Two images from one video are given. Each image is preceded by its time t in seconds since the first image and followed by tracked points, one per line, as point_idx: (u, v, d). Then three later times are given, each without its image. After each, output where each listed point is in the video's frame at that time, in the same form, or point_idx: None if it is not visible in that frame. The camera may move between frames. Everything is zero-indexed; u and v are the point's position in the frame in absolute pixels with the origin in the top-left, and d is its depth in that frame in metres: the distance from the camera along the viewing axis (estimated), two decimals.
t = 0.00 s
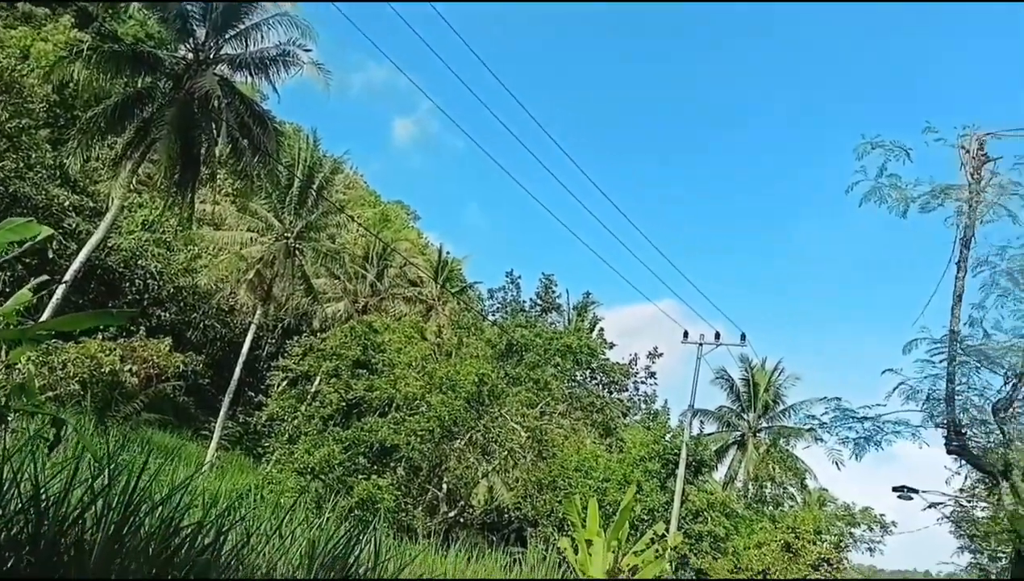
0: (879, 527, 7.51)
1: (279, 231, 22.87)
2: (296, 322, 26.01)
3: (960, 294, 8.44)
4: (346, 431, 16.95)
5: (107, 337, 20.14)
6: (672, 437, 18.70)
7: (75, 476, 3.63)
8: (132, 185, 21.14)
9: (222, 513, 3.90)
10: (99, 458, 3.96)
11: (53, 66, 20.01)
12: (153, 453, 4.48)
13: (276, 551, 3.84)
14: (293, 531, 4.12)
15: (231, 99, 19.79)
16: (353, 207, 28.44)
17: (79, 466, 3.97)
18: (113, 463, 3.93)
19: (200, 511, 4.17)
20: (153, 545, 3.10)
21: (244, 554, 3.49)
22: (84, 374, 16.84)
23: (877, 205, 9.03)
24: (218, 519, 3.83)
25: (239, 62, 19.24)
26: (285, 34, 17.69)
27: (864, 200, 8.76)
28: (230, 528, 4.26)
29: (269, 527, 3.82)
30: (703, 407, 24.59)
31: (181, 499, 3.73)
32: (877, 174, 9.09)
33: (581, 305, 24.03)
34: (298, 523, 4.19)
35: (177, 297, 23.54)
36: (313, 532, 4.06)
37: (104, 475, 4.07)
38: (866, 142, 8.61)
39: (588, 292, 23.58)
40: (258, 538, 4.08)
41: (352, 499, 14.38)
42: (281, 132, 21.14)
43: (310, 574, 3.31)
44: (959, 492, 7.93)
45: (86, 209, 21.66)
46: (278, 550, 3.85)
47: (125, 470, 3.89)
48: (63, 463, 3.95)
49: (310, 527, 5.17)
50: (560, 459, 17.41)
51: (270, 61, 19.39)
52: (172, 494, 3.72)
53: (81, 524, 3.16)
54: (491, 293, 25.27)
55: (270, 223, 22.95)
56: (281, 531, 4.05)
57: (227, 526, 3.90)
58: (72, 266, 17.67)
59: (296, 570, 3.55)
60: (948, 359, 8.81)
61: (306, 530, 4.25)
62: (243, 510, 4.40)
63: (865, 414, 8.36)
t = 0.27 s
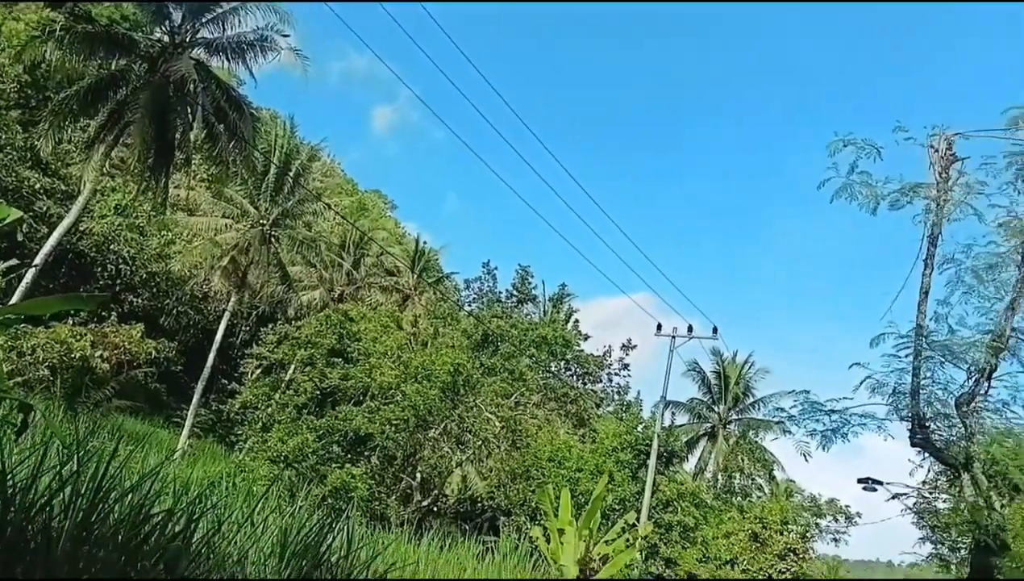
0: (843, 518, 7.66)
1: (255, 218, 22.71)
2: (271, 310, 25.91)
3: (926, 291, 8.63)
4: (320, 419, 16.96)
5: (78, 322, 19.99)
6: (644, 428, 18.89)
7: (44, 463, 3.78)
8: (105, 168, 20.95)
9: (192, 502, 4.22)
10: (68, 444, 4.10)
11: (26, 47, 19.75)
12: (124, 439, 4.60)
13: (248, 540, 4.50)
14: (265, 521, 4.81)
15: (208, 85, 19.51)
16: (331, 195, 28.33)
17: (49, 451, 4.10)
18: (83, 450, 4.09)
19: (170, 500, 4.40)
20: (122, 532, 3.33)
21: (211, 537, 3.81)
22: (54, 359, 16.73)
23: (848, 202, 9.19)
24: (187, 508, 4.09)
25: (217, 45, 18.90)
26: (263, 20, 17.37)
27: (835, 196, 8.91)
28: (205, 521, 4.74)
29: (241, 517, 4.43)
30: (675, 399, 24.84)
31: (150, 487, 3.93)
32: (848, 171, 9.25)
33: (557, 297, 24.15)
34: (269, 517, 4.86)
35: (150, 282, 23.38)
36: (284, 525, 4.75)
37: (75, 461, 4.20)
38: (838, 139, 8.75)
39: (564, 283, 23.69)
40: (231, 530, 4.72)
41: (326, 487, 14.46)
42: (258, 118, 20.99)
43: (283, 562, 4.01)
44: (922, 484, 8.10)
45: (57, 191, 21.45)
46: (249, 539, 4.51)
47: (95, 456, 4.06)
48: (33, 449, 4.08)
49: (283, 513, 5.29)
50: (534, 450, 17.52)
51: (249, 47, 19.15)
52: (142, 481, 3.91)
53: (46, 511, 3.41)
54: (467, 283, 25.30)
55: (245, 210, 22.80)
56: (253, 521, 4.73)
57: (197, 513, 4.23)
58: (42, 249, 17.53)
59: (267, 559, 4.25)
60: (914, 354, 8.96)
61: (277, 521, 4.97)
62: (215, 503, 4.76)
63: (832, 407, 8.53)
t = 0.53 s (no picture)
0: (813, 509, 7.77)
1: (231, 204, 22.53)
2: (246, 297, 25.75)
3: (896, 286, 8.76)
4: (294, 408, 16.91)
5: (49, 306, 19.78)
6: (618, 419, 19.01)
7: (13, 446, 3.79)
8: (78, 152, 20.71)
9: (165, 489, 4.29)
10: (35, 430, 4.11)
11: None
12: (93, 425, 4.62)
13: (221, 527, 4.72)
14: (237, 509, 4.99)
15: (185, 70, 19.18)
16: (308, 182, 28.13)
17: (16, 437, 4.09)
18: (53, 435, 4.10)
19: (143, 487, 4.45)
20: (92, 518, 3.42)
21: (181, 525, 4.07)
22: (25, 344, 16.56)
23: (822, 196, 9.29)
24: (161, 495, 4.18)
25: (194, 29, 18.69)
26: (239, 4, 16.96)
27: (809, 191, 9.02)
28: (178, 509, 4.82)
29: (216, 506, 4.65)
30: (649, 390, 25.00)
31: (121, 472, 3.96)
32: (822, 166, 9.36)
33: (534, 287, 24.18)
34: (241, 503, 5.07)
35: (123, 268, 23.18)
36: (256, 512, 4.96)
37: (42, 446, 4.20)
38: (813, 134, 8.85)
39: (542, 275, 23.73)
40: (204, 515, 4.90)
41: (300, 476, 14.47)
42: (235, 103, 20.79)
43: (256, 551, 4.33)
44: (889, 476, 8.25)
45: (28, 174, 21.20)
46: (222, 526, 4.72)
47: (64, 441, 4.07)
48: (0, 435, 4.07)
49: (255, 502, 5.32)
50: (509, 440, 17.57)
51: (226, 32, 18.76)
52: (113, 467, 3.95)
53: (16, 497, 3.42)
54: (445, 273, 25.26)
55: (221, 195, 22.61)
56: (227, 508, 4.89)
57: (170, 500, 4.34)
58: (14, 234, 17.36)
59: (239, 546, 4.56)
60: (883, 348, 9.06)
61: (251, 509, 5.13)
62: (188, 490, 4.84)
63: (803, 399, 8.67)
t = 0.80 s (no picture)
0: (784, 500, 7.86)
1: (207, 188, 22.35)
2: (222, 283, 25.60)
3: (869, 280, 8.89)
4: (269, 395, 16.84)
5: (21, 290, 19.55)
6: (593, 409, 19.15)
7: None
8: (52, 134, 20.46)
9: (137, 475, 4.36)
10: (9, 416, 4.19)
11: None
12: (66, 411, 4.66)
13: (195, 514, 4.79)
14: (211, 496, 5.04)
15: (162, 53, 18.99)
16: (287, 169, 27.95)
17: None
18: (26, 421, 4.16)
19: (115, 474, 4.51)
20: (63, 504, 3.55)
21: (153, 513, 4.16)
22: None
23: (797, 191, 9.40)
24: (134, 481, 4.25)
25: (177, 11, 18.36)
26: None
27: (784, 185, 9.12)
28: (151, 495, 4.82)
29: (190, 494, 4.72)
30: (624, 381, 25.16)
31: (93, 459, 4.04)
32: (797, 161, 9.46)
33: (512, 278, 24.23)
34: (215, 490, 5.12)
35: (97, 252, 22.95)
36: (230, 500, 5.00)
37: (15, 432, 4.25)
38: (790, 129, 8.95)
39: (520, 266, 23.80)
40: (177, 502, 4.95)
41: (275, 463, 14.46)
42: (212, 87, 20.61)
43: (230, 538, 4.43)
44: (857, 468, 8.39)
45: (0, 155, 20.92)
46: (195, 513, 4.78)
47: (36, 427, 4.14)
48: None
49: (229, 490, 5.32)
50: (484, 429, 17.64)
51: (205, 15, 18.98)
52: (85, 453, 4.05)
53: None
54: (423, 263, 25.24)
55: (197, 180, 22.43)
56: (200, 496, 4.94)
57: (142, 487, 4.41)
58: None
59: (213, 534, 4.66)
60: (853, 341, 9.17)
61: (225, 496, 5.16)
62: (161, 477, 4.88)
63: (776, 391, 8.77)
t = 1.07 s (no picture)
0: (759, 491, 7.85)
1: (184, 173, 22.15)
2: (198, 269, 25.39)
3: (843, 274, 9.01)
4: (245, 383, 16.75)
5: None
6: (570, 399, 19.26)
7: None
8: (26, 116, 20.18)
9: (109, 461, 4.40)
10: None
11: None
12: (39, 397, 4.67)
13: (168, 501, 4.83)
14: (185, 483, 5.06)
15: (140, 34, 18.75)
16: (265, 154, 27.73)
17: None
18: None
19: (88, 460, 4.55)
20: (35, 490, 3.70)
21: (126, 499, 4.18)
22: None
23: (773, 185, 9.50)
24: (107, 467, 4.30)
25: None
26: None
27: (761, 179, 9.22)
28: (124, 481, 4.84)
29: (164, 481, 4.76)
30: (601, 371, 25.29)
31: (65, 446, 4.11)
32: (775, 155, 9.56)
33: (491, 268, 24.26)
34: (189, 477, 5.14)
35: (71, 236, 22.69)
36: (205, 487, 5.03)
37: None
38: (767, 124, 9.05)
39: (499, 255, 23.84)
40: (151, 489, 4.97)
41: (251, 450, 14.43)
42: (191, 71, 20.41)
43: (204, 528, 4.40)
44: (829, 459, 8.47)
45: None
46: (169, 500, 4.81)
47: (9, 414, 4.19)
48: None
49: (203, 477, 5.33)
50: (462, 418, 17.68)
51: None
52: (57, 440, 4.13)
53: None
54: (402, 251, 25.20)
55: (174, 165, 22.24)
56: (173, 483, 4.97)
57: (115, 473, 4.46)
58: None
59: (186, 520, 4.72)
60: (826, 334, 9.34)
61: (200, 483, 5.18)
62: (135, 464, 4.90)
63: (749, 382, 8.89)
